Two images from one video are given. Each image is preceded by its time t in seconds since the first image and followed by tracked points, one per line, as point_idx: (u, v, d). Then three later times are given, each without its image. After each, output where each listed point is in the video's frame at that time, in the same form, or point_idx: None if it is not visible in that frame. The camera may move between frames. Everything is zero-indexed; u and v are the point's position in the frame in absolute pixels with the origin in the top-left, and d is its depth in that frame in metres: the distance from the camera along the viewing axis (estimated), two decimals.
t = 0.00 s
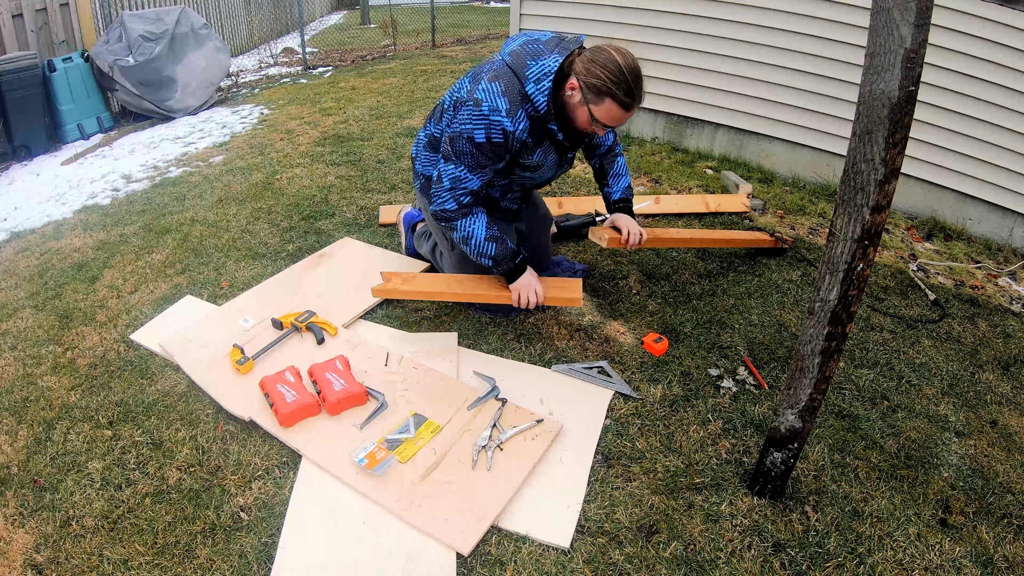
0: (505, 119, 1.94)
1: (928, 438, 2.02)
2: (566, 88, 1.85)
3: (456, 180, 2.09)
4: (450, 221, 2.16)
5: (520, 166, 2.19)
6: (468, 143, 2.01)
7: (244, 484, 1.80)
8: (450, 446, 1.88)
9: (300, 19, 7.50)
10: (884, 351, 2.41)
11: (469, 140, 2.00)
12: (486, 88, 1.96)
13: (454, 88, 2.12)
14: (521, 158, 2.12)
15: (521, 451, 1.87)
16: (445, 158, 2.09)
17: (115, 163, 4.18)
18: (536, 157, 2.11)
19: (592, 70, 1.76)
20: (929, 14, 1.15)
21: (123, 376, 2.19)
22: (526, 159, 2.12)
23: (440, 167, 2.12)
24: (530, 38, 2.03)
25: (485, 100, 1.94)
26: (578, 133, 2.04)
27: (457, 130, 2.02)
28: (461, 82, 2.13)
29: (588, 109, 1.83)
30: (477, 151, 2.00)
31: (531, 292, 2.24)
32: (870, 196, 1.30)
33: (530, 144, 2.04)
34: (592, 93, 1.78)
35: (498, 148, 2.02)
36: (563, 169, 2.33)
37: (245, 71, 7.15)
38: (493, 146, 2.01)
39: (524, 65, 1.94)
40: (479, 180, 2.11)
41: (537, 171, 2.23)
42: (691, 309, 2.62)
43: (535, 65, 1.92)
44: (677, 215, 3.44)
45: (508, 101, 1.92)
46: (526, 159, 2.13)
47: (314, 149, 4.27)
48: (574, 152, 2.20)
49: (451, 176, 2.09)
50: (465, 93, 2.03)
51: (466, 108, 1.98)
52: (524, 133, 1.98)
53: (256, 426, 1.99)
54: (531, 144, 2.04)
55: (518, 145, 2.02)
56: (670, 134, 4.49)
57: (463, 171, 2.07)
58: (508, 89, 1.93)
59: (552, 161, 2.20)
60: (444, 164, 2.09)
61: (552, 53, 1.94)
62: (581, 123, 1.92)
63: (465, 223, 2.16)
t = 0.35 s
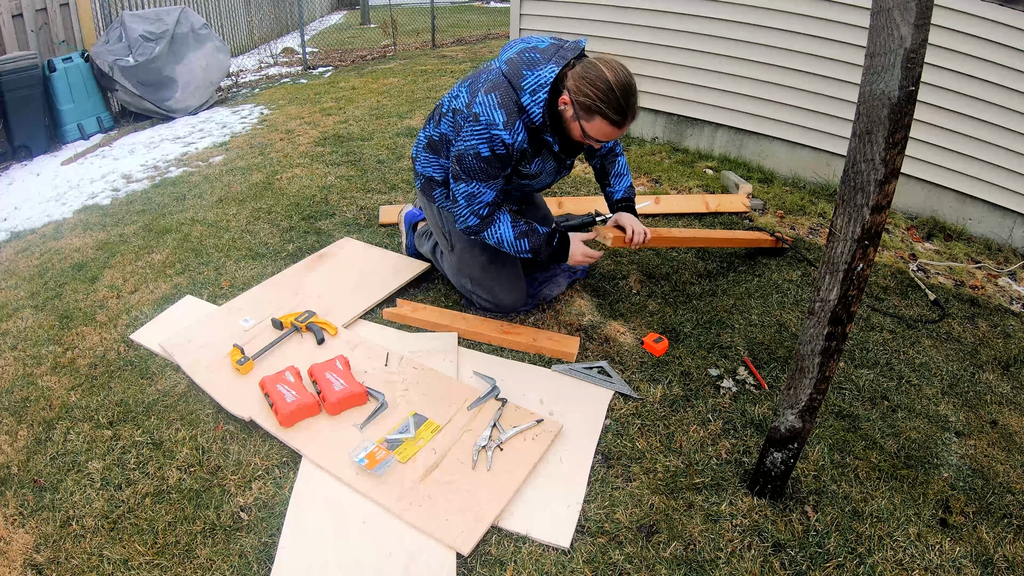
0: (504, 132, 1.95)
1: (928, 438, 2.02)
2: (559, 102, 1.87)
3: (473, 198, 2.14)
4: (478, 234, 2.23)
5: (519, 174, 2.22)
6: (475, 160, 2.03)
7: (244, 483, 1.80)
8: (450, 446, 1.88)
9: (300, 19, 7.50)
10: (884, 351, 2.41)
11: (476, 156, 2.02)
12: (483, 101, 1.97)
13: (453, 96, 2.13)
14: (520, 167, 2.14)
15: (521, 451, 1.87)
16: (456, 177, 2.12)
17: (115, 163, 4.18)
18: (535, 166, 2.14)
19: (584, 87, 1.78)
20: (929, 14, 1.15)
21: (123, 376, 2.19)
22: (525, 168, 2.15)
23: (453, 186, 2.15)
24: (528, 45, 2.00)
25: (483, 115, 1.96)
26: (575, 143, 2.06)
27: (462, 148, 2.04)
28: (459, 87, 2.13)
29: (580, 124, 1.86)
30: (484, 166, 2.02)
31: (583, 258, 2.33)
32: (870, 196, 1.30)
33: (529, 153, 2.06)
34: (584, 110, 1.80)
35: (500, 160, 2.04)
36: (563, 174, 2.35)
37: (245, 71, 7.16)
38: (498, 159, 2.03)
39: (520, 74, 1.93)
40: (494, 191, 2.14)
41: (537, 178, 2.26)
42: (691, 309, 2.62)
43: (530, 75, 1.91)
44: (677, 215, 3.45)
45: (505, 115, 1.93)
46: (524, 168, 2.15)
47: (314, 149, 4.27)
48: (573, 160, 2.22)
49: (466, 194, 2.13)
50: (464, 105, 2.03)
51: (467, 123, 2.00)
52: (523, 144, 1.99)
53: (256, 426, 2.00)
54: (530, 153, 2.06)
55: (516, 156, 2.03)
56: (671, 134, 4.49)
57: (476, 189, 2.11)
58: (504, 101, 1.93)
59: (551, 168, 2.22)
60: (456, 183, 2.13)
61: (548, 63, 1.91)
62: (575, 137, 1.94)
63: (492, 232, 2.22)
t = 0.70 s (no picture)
0: (508, 130, 1.95)
1: (928, 438, 2.02)
2: (561, 100, 1.87)
3: (481, 197, 2.13)
4: (486, 233, 2.23)
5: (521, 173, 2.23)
6: (480, 159, 2.03)
7: (244, 484, 1.80)
8: (450, 446, 1.88)
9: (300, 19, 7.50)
10: (884, 351, 2.41)
11: (481, 155, 2.02)
12: (486, 100, 1.96)
13: (454, 96, 2.13)
14: (523, 165, 2.15)
15: (521, 451, 1.87)
16: (462, 177, 2.11)
17: (115, 163, 4.18)
18: (537, 165, 2.15)
19: (585, 83, 1.78)
20: (929, 14, 1.15)
21: (123, 376, 2.19)
22: (528, 167, 2.16)
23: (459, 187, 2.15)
24: (529, 44, 2.00)
25: (486, 114, 1.95)
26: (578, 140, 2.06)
27: (467, 148, 2.03)
28: (460, 87, 2.13)
29: (584, 120, 1.86)
30: (490, 165, 2.02)
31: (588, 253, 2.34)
32: (870, 196, 1.30)
33: (532, 151, 2.06)
34: (587, 106, 1.80)
35: (504, 158, 2.05)
36: (564, 174, 2.36)
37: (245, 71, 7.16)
38: (503, 158, 2.04)
39: (521, 73, 1.93)
40: (501, 190, 2.15)
41: (538, 177, 2.27)
42: (691, 309, 2.62)
43: (532, 73, 1.91)
44: (677, 214, 3.45)
45: (508, 113, 1.93)
46: (527, 167, 2.16)
47: (314, 149, 4.27)
48: (575, 158, 2.23)
49: (473, 194, 2.13)
50: (466, 104, 2.03)
51: (471, 123, 2.00)
52: (526, 142, 2.00)
53: (256, 426, 1.99)
54: (533, 151, 2.07)
55: (519, 154, 2.04)
56: (671, 134, 4.49)
57: (484, 188, 2.11)
58: (507, 99, 1.93)
59: (553, 167, 2.23)
60: (462, 184, 2.11)
61: (550, 61, 1.91)
62: (578, 133, 1.95)
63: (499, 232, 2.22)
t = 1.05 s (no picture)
0: (507, 131, 1.95)
1: (928, 438, 2.02)
2: (560, 101, 1.87)
3: (480, 198, 2.13)
4: (486, 234, 2.23)
5: (520, 175, 2.23)
6: (480, 160, 2.03)
7: (244, 484, 1.80)
8: (450, 446, 1.88)
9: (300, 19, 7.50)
10: (884, 351, 2.42)
11: (481, 156, 2.02)
12: (485, 101, 1.97)
13: (454, 97, 2.13)
14: (523, 167, 2.15)
15: (521, 451, 1.87)
16: (462, 179, 2.11)
17: (115, 163, 4.18)
18: (537, 166, 2.15)
19: (584, 85, 1.78)
20: (929, 14, 1.15)
21: (123, 376, 2.19)
22: (527, 168, 2.16)
23: (458, 188, 2.14)
24: (528, 45, 2.01)
25: (486, 115, 1.96)
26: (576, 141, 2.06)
27: (467, 149, 2.03)
28: (460, 88, 2.14)
29: (582, 122, 1.86)
30: (490, 166, 2.02)
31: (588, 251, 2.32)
32: (870, 196, 1.30)
33: (531, 152, 2.06)
34: (585, 108, 1.80)
35: (504, 159, 2.05)
36: (563, 175, 2.36)
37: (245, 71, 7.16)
38: (503, 159, 2.04)
39: (521, 74, 1.93)
40: (500, 191, 2.14)
41: (538, 178, 2.26)
42: (691, 309, 2.62)
43: (532, 74, 1.91)
44: (677, 214, 3.45)
45: (508, 114, 1.93)
46: (526, 168, 2.16)
47: (314, 149, 4.27)
48: (574, 160, 2.23)
49: (473, 195, 2.12)
50: (466, 106, 2.04)
51: (471, 125, 2.00)
52: (526, 143, 2.00)
53: (256, 426, 1.99)
54: (533, 152, 2.07)
55: (518, 155, 2.04)
56: (671, 134, 4.49)
57: (484, 189, 2.11)
58: (506, 101, 1.94)
59: (552, 168, 2.23)
60: (462, 185, 2.11)
61: (549, 63, 1.91)
62: (577, 135, 1.95)
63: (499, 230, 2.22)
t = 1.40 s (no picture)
0: (508, 132, 1.95)
1: (928, 438, 2.02)
2: (559, 102, 1.87)
3: (481, 199, 2.13)
4: (487, 235, 2.23)
5: (521, 176, 2.22)
6: (481, 161, 2.03)
7: (244, 484, 1.80)
8: (450, 445, 1.88)
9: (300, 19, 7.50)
10: (884, 351, 2.42)
11: (482, 157, 2.02)
12: (486, 102, 1.97)
13: (453, 98, 2.13)
14: (523, 168, 2.14)
15: (521, 450, 1.88)
16: (462, 180, 2.10)
17: (115, 163, 4.18)
18: (537, 166, 2.14)
19: (582, 86, 1.79)
20: (929, 14, 1.15)
21: (123, 376, 2.19)
22: (528, 169, 2.15)
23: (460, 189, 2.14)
24: (528, 46, 2.01)
25: (487, 116, 1.96)
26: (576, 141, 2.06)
27: (468, 151, 2.03)
28: (459, 89, 2.13)
29: (581, 123, 1.86)
30: (491, 167, 2.02)
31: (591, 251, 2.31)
32: (870, 196, 1.30)
33: (532, 153, 2.06)
34: (583, 108, 1.81)
35: (505, 160, 2.05)
36: (563, 175, 2.35)
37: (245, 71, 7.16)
38: (504, 160, 2.04)
39: (521, 75, 1.93)
40: (501, 192, 2.14)
41: (538, 178, 2.26)
42: (691, 309, 2.62)
43: (532, 75, 1.91)
44: (677, 215, 3.45)
45: (508, 114, 1.93)
46: (526, 169, 2.15)
47: (314, 149, 4.27)
48: (574, 160, 2.23)
49: (474, 196, 2.12)
50: (466, 107, 2.04)
51: (471, 126, 2.00)
52: (527, 144, 1.99)
53: (256, 426, 1.99)
54: (534, 152, 2.07)
55: (519, 156, 2.04)
56: (671, 134, 4.49)
57: (485, 190, 2.10)
58: (507, 101, 1.94)
59: (552, 168, 2.22)
60: (463, 187, 2.11)
61: (549, 63, 1.91)
62: (577, 136, 1.95)
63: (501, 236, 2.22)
